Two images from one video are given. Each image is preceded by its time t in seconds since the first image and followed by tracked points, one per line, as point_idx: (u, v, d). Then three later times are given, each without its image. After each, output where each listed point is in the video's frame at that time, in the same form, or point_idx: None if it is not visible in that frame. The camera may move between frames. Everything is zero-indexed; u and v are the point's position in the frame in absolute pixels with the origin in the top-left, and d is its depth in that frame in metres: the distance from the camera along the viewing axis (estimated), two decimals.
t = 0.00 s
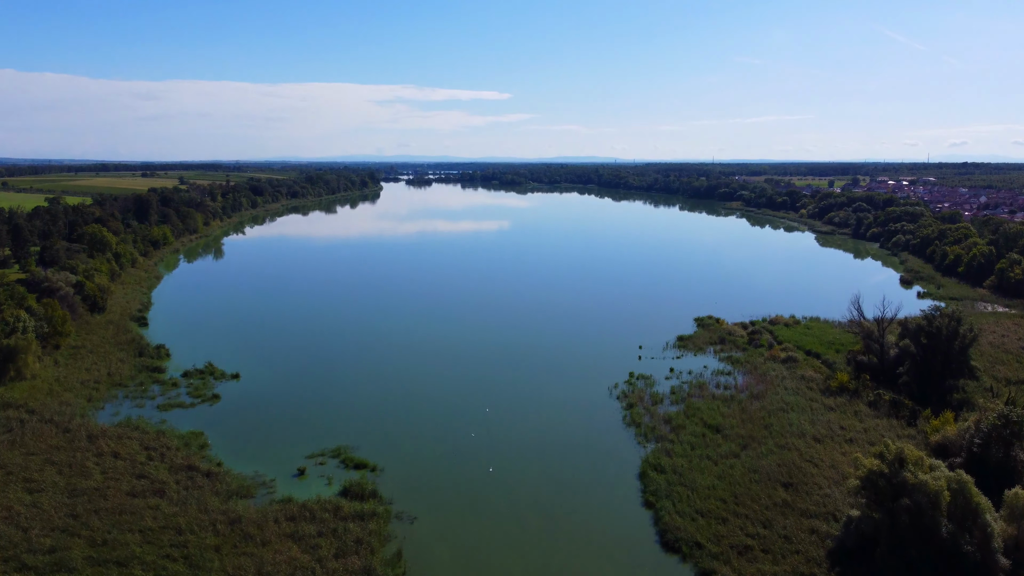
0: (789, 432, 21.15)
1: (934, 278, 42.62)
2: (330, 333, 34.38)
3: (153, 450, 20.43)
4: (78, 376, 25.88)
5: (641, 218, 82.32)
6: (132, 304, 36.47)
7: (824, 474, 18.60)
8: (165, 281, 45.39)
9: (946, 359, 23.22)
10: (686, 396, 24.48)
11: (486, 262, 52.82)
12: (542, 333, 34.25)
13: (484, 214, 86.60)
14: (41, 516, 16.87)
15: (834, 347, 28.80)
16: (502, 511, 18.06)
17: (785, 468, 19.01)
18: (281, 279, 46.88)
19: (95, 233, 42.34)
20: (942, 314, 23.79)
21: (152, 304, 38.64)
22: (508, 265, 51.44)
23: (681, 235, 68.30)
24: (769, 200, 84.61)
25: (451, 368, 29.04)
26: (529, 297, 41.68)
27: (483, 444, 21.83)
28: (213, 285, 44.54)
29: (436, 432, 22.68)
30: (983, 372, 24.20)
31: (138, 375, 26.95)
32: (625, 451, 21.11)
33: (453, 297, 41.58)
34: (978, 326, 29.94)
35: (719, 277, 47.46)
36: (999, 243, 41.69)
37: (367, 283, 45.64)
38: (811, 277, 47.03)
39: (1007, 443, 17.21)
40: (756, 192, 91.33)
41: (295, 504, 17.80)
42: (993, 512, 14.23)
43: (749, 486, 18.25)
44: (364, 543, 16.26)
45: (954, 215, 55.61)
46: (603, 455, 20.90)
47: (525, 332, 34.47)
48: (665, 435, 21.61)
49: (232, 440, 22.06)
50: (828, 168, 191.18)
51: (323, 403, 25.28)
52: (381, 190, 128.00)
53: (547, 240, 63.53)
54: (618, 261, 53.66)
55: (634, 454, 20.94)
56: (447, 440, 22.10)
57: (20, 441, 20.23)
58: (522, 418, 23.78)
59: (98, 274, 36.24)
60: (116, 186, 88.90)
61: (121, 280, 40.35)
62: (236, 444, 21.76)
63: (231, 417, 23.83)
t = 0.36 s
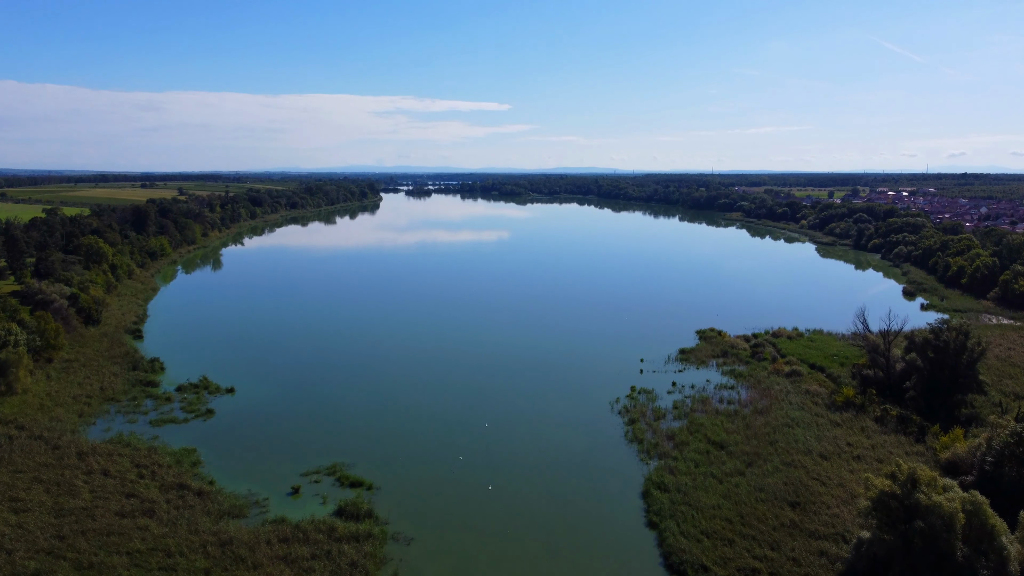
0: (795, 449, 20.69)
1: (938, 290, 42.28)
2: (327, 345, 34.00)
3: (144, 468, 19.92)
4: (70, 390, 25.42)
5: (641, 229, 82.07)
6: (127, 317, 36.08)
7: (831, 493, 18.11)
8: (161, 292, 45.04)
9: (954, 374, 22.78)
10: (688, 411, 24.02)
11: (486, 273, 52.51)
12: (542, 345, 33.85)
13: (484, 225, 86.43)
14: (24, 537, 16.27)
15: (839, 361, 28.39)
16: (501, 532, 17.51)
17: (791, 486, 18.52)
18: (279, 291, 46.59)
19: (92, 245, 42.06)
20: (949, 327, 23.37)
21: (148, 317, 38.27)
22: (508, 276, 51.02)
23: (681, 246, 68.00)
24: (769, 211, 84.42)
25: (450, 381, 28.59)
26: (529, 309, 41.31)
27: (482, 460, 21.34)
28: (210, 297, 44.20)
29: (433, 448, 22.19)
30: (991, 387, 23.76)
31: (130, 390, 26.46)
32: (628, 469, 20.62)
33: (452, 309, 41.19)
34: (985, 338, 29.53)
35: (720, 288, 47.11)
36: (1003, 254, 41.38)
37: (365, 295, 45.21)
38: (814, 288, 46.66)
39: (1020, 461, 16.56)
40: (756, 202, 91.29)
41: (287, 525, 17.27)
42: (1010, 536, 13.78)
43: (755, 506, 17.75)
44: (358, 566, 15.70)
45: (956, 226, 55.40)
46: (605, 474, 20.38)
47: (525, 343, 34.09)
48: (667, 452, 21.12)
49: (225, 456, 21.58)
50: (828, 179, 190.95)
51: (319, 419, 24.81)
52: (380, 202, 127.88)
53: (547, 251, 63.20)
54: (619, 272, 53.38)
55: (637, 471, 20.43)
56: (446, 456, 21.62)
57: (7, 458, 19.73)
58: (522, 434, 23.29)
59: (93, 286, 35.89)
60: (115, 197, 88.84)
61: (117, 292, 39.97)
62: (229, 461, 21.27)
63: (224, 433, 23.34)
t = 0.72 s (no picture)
0: (801, 457, 20.27)
1: (941, 294, 41.91)
2: (325, 349, 33.57)
3: (135, 478, 19.46)
4: (62, 397, 24.96)
5: (641, 232, 81.70)
6: (123, 321, 35.67)
7: (839, 504, 17.69)
8: (158, 296, 44.63)
9: (962, 380, 22.38)
10: (691, 418, 23.60)
11: (486, 276, 52.13)
12: (541, 349, 33.41)
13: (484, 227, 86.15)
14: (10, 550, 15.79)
15: (843, 366, 28.00)
16: (499, 544, 17.03)
17: (798, 497, 18.09)
18: (276, 294, 46.19)
19: (87, 248, 41.65)
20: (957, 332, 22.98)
21: (144, 321, 37.85)
22: (507, 279, 50.58)
23: (681, 249, 67.64)
24: (770, 214, 84.09)
25: (448, 386, 28.15)
26: (529, 312, 40.92)
27: (481, 469, 20.87)
28: (207, 300, 43.82)
29: (431, 456, 21.74)
30: (999, 393, 23.36)
31: (124, 396, 26.01)
32: (630, 478, 20.18)
33: (451, 312, 40.79)
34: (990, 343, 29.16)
35: (722, 291, 46.77)
36: (1007, 258, 41.02)
37: (364, 297, 44.76)
38: (816, 291, 46.28)
39: None
40: (757, 205, 91.01)
41: (281, 538, 16.81)
42: None
43: (761, 517, 17.32)
44: None
45: (958, 229, 55.05)
46: (607, 483, 19.93)
47: (525, 347, 33.68)
48: (670, 461, 20.69)
49: (218, 465, 21.12)
50: (828, 181, 190.92)
51: (315, 425, 24.35)
52: (379, 204, 127.59)
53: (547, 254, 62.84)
54: (620, 275, 53.03)
55: (639, 481, 19.97)
56: (445, 464, 21.15)
57: None
58: (522, 441, 22.86)
59: (88, 290, 35.48)
60: (112, 199, 88.46)
61: (113, 296, 39.57)
62: (222, 471, 20.80)
63: (218, 441, 22.89)
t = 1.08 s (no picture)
0: (806, 464, 19.84)
1: (944, 295, 41.47)
2: (321, 352, 33.15)
3: (126, 486, 19.02)
4: (54, 402, 24.50)
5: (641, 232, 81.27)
6: (118, 323, 35.23)
7: (846, 513, 17.27)
8: (154, 297, 44.18)
9: (970, 384, 21.98)
10: (694, 423, 23.16)
11: (485, 277, 51.68)
12: (541, 351, 32.98)
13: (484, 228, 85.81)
14: None
15: (847, 370, 27.58)
16: (498, 554, 16.59)
17: (804, 506, 17.66)
18: (274, 295, 45.78)
19: (83, 248, 41.21)
20: (965, 336, 22.57)
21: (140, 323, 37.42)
22: (507, 280, 50.11)
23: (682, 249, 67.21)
24: (770, 214, 83.69)
25: (446, 390, 27.71)
26: (529, 313, 40.49)
27: (480, 476, 20.45)
28: (204, 302, 43.37)
29: (429, 463, 21.29)
30: (1008, 398, 22.93)
31: (116, 401, 25.55)
32: (631, 485, 19.74)
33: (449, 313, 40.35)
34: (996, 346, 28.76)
35: (723, 292, 46.35)
36: (1011, 259, 40.61)
37: (362, 299, 44.33)
38: (817, 292, 45.83)
39: None
40: (757, 205, 90.65)
41: (274, 549, 16.37)
42: None
43: (767, 527, 16.90)
44: None
45: (960, 229, 54.66)
46: (608, 491, 19.49)
47: (524, 349, 33.25)
48: (673, 467, 20.26)
49: (212, 472, 20.71)
50: (828, 181, 190.38)
51: (311, 431, 23.91)
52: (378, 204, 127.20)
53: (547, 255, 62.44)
54: (620, 276, 52.59)
55: (641, 488, 19.53)
56: (442, 471, 20.74)
57: None
58: (521, 447, 22.42)
59: (82, 292, 35.04)
60: (110, 199, 88.06)
61: (108, 297, 39.14)
62: (216, 478, 20.36)
63: (212, 447, 22.44)
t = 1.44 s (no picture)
0: (812, 471, 19.40)
1: (947, 297, 41.08)
2: (318, 356, 32.71)
3: (116, 494, 18.55)
4: (45, 406, 24.01)
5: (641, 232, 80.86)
6: (113, 325, 34.77)
7: (854, 522, 16.83)
8: (150, 299, 43.71)
9: (979, 389, 21.58)
10: (697, 429, 22.72)
11: (485, 278, 51.25)
12: (541, 354, 32.56)
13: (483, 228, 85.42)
14: None
15: (851, 373, 27.16)
16: (497, 565, 16.15)
17: (811, 515, 17.23)
18: (271, 296, 45.32)
19: (78, 249, 40.74)
20: (973, 339, 22.16)
21: (135, 325, 36.97)
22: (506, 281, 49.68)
23: (683, 250, 66.76)
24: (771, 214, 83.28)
25: (444, 394, 27.28)
26: (528, 315, 40.04)
27: (479, 483, 20.04)
28: (201, 303, 42.93)
29: (426, 470, 20.85)
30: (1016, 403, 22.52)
31: (108, 405, 25.06)
32: (634, 493, 19.30)
33: (448, 316, 39.94)
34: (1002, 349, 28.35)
35: (724, 293, 45.93)
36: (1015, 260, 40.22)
37: (360, 301, 43.89)
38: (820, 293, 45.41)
39: None
40: (757, 205, 90.25)
41: (266, 560, 15.92)
42: None
43: (773, 537, 16.46)
44: None
45: (962, 230, 54.30)
46: (610, 499, 19.04)
47: (523, 353, 32.82)
48: (676, 475, 19.81)
49: (205, 480, 20.27)
50: (827, 180, 190.61)
51: (306, 437, 23.46)
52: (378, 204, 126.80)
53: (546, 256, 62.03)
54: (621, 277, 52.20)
55: (644, 497, 19.08)
56: (440, 479, 20.30)
57: None
58: (521, 453, 21.98)
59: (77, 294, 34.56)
60: (108, 198, 87.65)
61: (104, 299, 38.67)
62: (208, 486, 19.92)
63: (205, 454, 22.00)
